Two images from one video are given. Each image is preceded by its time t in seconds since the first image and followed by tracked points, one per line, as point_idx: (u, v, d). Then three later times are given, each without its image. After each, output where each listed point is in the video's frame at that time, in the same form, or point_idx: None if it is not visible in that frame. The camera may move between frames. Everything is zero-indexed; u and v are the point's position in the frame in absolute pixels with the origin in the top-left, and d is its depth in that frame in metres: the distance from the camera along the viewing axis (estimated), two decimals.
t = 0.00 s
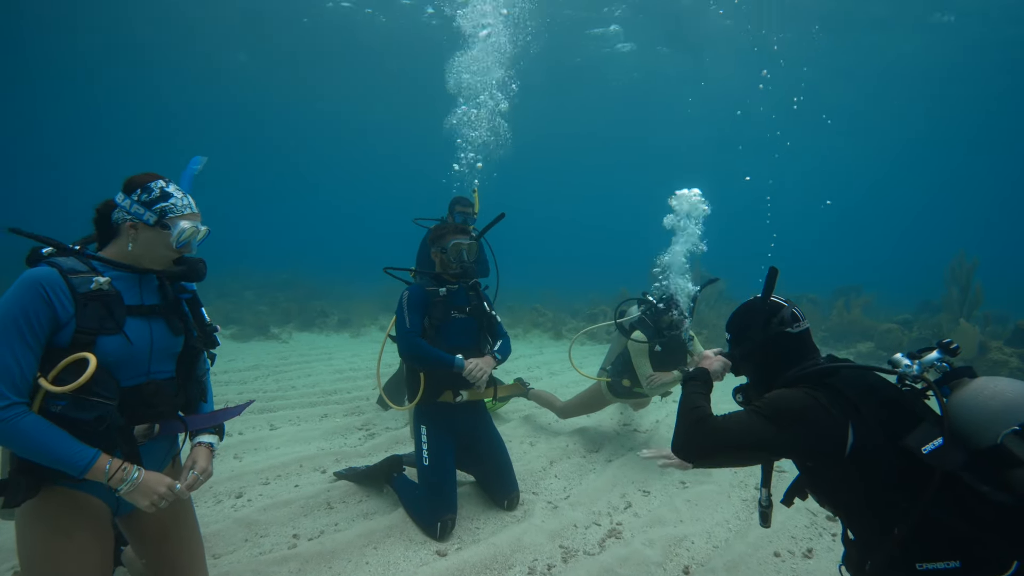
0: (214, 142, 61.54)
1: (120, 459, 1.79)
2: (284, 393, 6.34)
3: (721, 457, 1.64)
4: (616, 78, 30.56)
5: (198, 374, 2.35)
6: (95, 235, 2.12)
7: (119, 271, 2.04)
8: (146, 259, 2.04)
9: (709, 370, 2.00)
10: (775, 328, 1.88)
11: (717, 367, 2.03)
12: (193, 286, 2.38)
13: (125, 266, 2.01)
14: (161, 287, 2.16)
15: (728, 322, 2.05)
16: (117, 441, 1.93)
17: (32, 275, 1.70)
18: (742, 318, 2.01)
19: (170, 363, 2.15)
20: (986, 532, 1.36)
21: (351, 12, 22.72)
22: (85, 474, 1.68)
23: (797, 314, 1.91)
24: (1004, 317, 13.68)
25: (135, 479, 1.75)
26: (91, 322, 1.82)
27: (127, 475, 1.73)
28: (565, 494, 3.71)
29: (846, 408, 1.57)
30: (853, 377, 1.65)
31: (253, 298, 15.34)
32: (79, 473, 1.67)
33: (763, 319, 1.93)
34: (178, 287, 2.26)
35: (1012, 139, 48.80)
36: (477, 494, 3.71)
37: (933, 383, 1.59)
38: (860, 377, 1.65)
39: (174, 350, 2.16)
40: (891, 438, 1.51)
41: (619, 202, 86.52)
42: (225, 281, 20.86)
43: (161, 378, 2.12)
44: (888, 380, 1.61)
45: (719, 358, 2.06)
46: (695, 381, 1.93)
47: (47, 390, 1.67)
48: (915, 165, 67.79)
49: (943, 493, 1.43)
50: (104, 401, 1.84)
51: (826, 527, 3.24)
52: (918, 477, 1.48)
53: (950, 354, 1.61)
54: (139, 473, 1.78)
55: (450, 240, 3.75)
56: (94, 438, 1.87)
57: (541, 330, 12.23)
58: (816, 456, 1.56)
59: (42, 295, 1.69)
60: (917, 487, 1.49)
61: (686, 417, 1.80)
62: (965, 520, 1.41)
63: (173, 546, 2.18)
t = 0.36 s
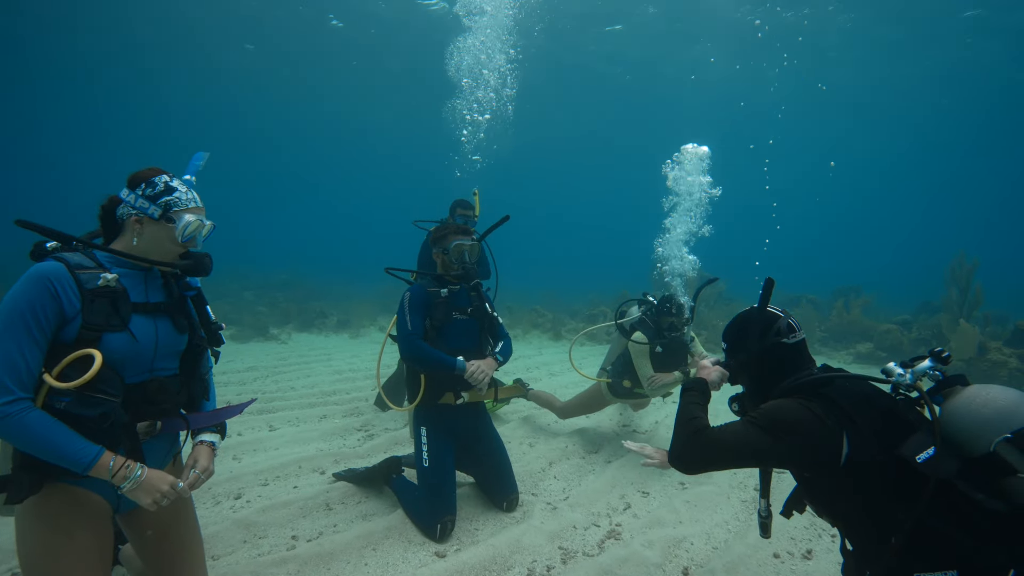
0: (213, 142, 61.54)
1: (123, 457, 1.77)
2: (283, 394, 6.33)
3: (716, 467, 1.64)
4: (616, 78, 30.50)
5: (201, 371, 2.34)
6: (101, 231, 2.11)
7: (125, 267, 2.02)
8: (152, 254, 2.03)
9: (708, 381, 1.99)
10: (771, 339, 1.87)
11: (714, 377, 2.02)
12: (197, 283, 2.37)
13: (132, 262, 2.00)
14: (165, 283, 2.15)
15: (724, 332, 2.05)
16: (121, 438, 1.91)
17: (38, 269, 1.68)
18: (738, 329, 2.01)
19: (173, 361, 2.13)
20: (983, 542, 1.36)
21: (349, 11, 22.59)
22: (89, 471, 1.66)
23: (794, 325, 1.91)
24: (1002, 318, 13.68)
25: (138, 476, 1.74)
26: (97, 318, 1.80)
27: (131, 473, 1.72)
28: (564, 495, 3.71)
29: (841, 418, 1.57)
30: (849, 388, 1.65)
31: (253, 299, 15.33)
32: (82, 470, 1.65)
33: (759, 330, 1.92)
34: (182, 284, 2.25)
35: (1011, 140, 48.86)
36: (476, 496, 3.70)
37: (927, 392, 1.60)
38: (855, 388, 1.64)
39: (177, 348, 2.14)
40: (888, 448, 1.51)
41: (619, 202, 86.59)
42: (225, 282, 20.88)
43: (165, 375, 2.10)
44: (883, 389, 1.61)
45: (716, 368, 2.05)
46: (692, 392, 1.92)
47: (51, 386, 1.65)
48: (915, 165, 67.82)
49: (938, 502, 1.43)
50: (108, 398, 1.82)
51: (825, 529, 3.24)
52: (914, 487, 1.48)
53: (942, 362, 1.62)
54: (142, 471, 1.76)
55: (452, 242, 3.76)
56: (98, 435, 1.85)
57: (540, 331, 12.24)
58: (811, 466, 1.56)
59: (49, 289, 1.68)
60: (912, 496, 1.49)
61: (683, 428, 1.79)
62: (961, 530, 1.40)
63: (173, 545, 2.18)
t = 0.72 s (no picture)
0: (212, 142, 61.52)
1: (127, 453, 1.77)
2: (282, 393, 6.33)
3: (711, 476, 1.63)
4: (617, 78, 30.49)
5: (206, 368, 2.35)
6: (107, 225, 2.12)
7: (132, 262, 2.03)
8: (156, 249, 2.03)
9: (704, 389, 1.99)
10: (765, 348, 1.88)
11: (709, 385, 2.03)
12: (202, 278, 2.37)
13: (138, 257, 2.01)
14: (170, 279, 2.15)
15: (719, 341, 2.06)
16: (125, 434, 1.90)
17: (47, 265, 1.68)
18: (734, 336, 2.01)
19: (177, 358, 2.13)
20: (977, 549, 1.36)
21: (348, 11, 22.57)
22: (93, 467, 1.66)
23: (787, 334, 1.91)
24: (1003, 318, 13.65)
25: (141, 473, 1.74)
26: (104, 314, 1.80)
27: (135, 470, 1.72)
28: (562, 495, 3.71)
29: (833, 425, 1.58)
30: (842, 397, 1.65)
31: (252, 298, 15.32)
32: (86, 466, 1.64)
33: (752, 339, 1.92)
34: (187, 279, 2.26)
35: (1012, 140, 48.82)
36: (475, 495, 3.71)
37: (919, 398, 1.61)
38: (850, 396, 1.65)
39: (182, 345, 2.13)
40: (882, 456, 1.51)
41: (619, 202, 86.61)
42: (224, 281, 20.86)
43: (169, 372, 2.09)
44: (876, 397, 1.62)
45: (711, 376, 2.06)
46: (688, 400, 1.92)
47: (56, 382, 1.64)
48: (916, 165, 67.74)
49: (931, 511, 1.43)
50: (113, 394, 1.81)
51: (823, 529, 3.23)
52: (907, 494, 1.48)
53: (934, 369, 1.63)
54: (146, 468, 1.76)
55: (453, 241, 3.75)
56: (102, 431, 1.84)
57: (539, 331, 12.24)
58: (805, 473, 1.57)
59: (56, 284, 1.68)
60: (904, 503, 1.49)
61: (679, 435, 1.79)
62: (956, 539, 1.40)
63: (172, 544, 2.18)
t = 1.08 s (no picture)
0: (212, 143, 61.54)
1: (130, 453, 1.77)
2: (282, 393, 6.32)
3: (705, 483, 1.65)
4: (616, 77, 30.38)
5: (209, 367, 2.35)
6: (111, 221, 2.12)
7: (138, 260, 2.03)
8: (160, 245, 2.03)
9: (699, 395, 2.00)
10: (761, 354, 1.88)
11: (704, 392, 2.03)
12: (206, 276, 2.37)
13: (142, 253, 2.01)
14: (175, 279, 2.16)
15: (714, 347, 2.06)
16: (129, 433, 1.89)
17: (53, 262, 1.68)
18: (730, 343, 2.01)
19: (180, 357, 2.12)
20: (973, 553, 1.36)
21: (346, 10, 22.50)
22: (96, 466, 1.66)
23: (783, 339, 1.92)
24: (1004, 318, 13.57)
25: (144, 472, 1.74)
26: (110, 311, 1.80)
27: (138, 468, 1.73)
28: (561, 495, 3.71)
29: (827, 431, 1.58)
30: (836, 401, 1.66)
31: (252, 298, 15.33)
32: (90, 465, 1.64)
33: (747, 346, 1.93)
34: (192, 276, 2.25)
35: (1014, 138, 48.57)
36: (474, 495, 3.72)
37: (913, 404, 1.62)
38: (843, 402, 1.66)
39: (185, 343, 2.13)
40: (876, 461, 1.52)
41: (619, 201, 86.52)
42: (223, 281, 20.89)
43: (172, 371, 2.09)
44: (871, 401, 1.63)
45: (706, 383, 2.06)
46: (684, 407, 1.93)
47: (60, 380, 1.64)
48: (918, 163, 67.35)
49: (925, 517, 1.43)
50: (117, 393, 1.81)
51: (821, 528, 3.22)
52: (900, 499, 1.48)
53: (927, 374, 1.64)
54: (149, 467, 1.76)
55: (454, 241, 3.75)
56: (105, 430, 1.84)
57: (539, 330, 12.22)
58: (800, 479, 1.57)
59: (63, 282, 1.67)
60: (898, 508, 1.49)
61: (676, 443, 1.79)
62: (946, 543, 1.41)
63: (173, 543, 2.18)
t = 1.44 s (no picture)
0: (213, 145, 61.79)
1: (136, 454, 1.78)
2: (284, 394, 6.36)
3: (704, 486, 1.65)
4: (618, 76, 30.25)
5: (215, 367, 2.37)
6: (117, 221, 2.13)
7: (145, 260, 2.05)
8: (166, 245, 2.05)
9: (697, 400, 2.01)
10: (759, 359, 1.88)
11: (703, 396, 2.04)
12: (212, 276, 2.39)
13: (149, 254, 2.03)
14: (182, 279, 2.18)
15: (712, 351, 2.07)
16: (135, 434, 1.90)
17: (62, 262, 1.70)
18: (726, 348, 2.02)
19: (187, 357, 2.13)
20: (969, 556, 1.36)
21: (344, 10, 22.40)
22: (103, 467, 1.67)
23: (778, 344, 1.93)
24: (1007, 317, 13.50)
25: (151, 474, 1.76)
26: (117, 312, 1.81)
27: (144, 470, 1.73)
28: (561, 494, 3.72)
29: (825, 435, 1.59)
30: (835, 406, 1.66)
31: (254, 299, 15.41)
32: (97, 466, 1.65)
33: (744, 350, 1.94)
34: (198, 276, 2.27)
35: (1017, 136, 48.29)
36: (475, 495, 3.73)
37: (913, 408, 1.62)
38: (842, 406, 1.66)
39: (192, 343, 2.14)
40: (873, 465, 1.52)
41: (621, 200, 86.47)
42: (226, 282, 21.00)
43: (178, 371, 2.10)
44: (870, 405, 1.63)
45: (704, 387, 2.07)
46: (682, 411, 1.94)
47: (68, 380, 1.65)
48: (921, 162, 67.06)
49: (923, 520, 1.43)
50: (125, 393, 1.83)
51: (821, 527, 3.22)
52: (898, 503, 1.49)
53: (928, 378, 1.64)
54: (155, 468, 1.77)
55: (454, 241, 3.76)
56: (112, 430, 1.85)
57: (540, 330, 12.25)
58: (796, 482, 1.57)
59: (72, 283, 1.69)
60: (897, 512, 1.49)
61: (674, 447, 1.81)
62: (942, 544, 1.41)
63: (176, 543, 2.20)
